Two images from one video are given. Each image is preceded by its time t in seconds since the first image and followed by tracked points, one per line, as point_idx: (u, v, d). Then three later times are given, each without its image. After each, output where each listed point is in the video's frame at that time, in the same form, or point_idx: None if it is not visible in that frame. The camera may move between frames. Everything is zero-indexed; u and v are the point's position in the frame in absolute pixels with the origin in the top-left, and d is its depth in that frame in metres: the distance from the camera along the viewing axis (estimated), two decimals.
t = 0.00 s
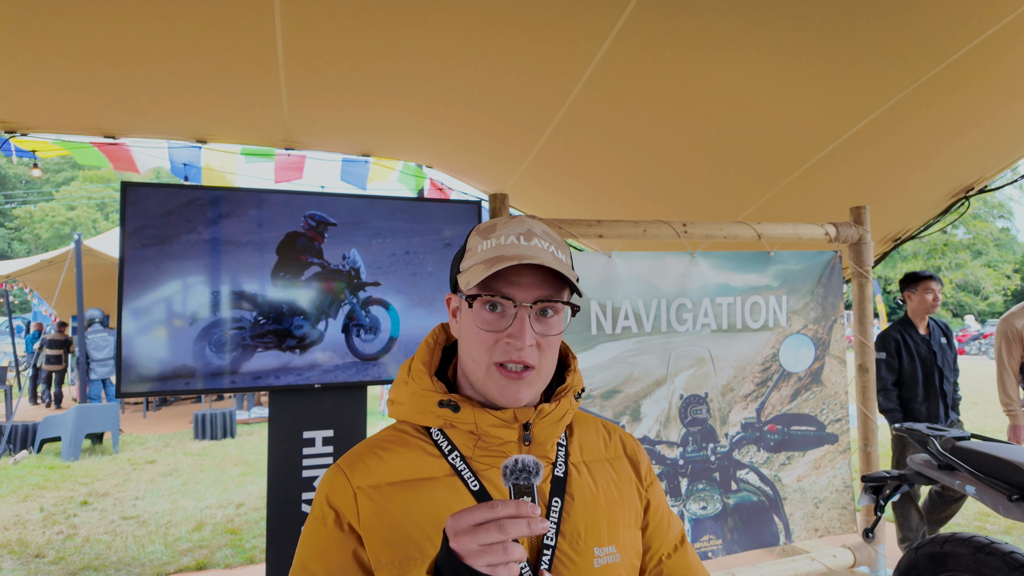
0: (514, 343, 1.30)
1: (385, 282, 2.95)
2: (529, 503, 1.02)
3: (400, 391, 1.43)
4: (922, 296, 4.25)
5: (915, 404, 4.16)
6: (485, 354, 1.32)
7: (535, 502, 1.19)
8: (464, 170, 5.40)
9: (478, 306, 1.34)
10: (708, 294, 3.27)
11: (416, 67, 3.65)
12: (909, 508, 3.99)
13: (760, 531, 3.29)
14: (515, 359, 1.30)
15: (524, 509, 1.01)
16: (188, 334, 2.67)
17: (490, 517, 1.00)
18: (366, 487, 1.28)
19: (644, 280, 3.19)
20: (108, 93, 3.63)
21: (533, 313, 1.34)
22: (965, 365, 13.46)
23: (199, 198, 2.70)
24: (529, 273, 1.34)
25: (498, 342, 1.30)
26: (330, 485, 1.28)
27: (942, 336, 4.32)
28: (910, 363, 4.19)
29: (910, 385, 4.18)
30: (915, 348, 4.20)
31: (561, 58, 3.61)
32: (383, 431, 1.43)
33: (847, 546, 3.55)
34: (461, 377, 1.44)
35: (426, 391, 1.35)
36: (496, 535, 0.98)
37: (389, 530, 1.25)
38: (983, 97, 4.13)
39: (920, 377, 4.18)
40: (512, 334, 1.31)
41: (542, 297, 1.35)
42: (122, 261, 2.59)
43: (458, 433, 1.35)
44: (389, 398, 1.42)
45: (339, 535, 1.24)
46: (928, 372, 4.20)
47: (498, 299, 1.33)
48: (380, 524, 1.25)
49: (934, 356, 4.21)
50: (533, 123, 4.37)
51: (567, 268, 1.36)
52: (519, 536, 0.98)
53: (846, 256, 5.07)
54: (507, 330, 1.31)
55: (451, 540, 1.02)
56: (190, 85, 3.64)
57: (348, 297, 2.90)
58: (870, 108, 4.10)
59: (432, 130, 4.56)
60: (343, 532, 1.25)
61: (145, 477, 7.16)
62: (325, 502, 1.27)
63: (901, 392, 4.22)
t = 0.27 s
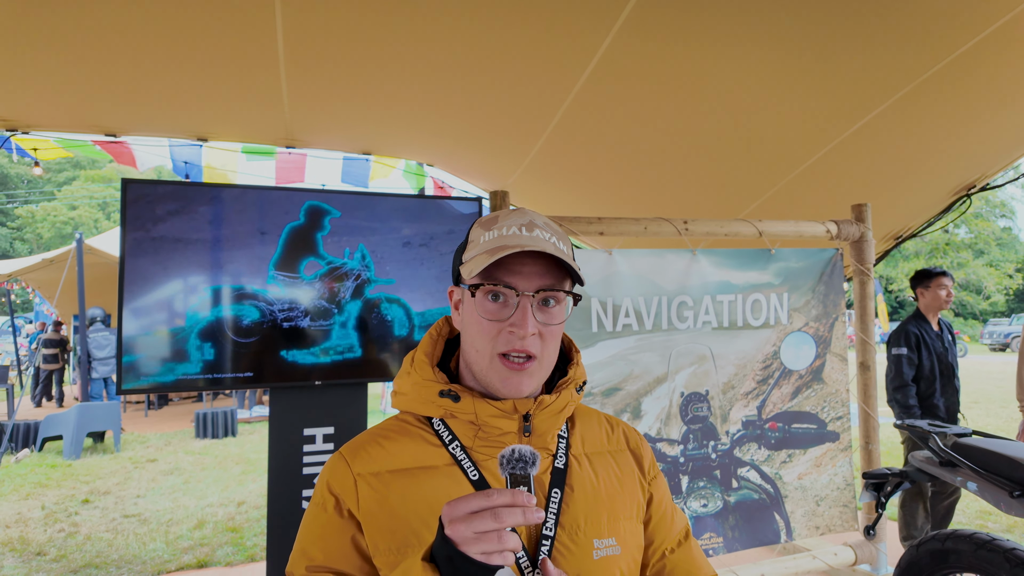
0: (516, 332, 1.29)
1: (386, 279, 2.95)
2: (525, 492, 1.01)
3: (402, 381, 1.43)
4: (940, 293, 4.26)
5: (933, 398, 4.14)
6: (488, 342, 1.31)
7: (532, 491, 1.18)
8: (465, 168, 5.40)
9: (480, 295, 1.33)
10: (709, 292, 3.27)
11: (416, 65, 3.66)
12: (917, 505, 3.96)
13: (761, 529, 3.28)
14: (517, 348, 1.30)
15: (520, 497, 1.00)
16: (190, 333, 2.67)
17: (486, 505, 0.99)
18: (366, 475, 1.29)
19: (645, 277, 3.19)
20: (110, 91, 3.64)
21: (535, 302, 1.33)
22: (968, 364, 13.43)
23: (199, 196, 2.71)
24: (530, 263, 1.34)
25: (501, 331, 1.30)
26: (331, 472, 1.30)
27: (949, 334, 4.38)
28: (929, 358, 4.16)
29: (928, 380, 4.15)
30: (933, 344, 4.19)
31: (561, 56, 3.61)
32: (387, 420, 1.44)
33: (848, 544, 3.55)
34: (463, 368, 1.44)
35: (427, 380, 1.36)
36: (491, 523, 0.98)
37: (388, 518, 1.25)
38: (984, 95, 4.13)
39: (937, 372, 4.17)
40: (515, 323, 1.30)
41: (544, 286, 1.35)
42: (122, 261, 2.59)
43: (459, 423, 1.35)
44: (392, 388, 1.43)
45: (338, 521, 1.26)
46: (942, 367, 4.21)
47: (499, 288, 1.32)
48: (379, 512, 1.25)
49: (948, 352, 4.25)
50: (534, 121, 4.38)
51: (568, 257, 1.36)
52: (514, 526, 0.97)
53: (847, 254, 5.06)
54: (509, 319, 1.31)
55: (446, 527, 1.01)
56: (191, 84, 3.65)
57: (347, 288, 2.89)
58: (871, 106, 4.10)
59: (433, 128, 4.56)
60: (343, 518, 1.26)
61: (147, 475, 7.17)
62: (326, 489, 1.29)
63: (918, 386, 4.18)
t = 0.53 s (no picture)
0: (528, 330, 1.29)
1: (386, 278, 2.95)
2: (541, 486, 1.03)
3: (397, 379, 1.43)
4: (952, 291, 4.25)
5: (942, 393, 4.13)
6: (497, 340, 1.30)
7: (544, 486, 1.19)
8: (465, 167, 5.40)
9: (489, 294, 1.32)
10: (709, 291, 3.26)
11: (416, 64, 3.66)
12: (922, 502, 3.91)
13: (761, 528, 3.28)
14: (528, 345, 1.30)
15: (536, 491, 1.01)
16: (191, 332, 2.67)
17: (504, 499, 1.00)
18: (366, 472, 1.28)
19: (645, 277, 3.18)
20: (110, 91, 3.64)
21: (543, 300, 1.34)
22: (970, 364, 13.40)
23: (199, 196, 2.71)
24: (538, 260, 1.34)
25: (512, 330, 1.30)
26: (329, 470, 1.28)
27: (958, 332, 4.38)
28: (940, 353, 4.15)
29: (938, 375, 4.14)
30: (944, 340, 4.19)
31: (561, 55, 3.61)
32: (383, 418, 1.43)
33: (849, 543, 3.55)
34: (462, 366, 1.43)
35: (427, 376, 1.36)
36: (510, 517, 0.98)
37: (390, 514, 1.24)
38: (984, 94, 4.12)
39: (947, 368, 4.16)
40: (527, 321, 1.30)
41: (551, 284, 1.35)
42: (122, 261, 2.59)
43: (458, 419, 1.34)
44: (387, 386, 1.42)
45: (338, 520, 1.25)
46: (952, 364, 4.20)
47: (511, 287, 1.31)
48: (380, 509, 1.24)
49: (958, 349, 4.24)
50: (534, 120, 4.38)
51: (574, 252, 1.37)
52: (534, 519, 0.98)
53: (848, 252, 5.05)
54: (521, 317, 1.30)
55: (464, 523, 1.01)
56: (191, 83, 3.66)
57: (346, 286, 2.90)
58: (871, 105, 4.09)
59: (433, 128, 4.56)
60: (342, 517, 1.25)
61: (148, 474, 7.18)
62: (324, 488, 1.27)
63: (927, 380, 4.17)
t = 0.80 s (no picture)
0: (568, 342, 1.20)
1: (385, 278, 2.94)
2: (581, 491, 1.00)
3: (387, 387, 1.22)
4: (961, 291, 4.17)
5: (944, 390, 4.13)
6: (534, 352, 1.18)
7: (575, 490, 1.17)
8: (465, 167, 5.39)
9: (528, 305, 1.18)
10: (709, 291, 3.26)
11: (416, 64, 3.65)
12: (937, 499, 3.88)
13: (761, 528, 3.27)
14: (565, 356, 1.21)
15: (581, 496, 0.99)
16: (191, 332, 2.67)
17: (556, 508, 0.95)
18: (376, 492, 1.06)
19: (645, 277, 3.18)
20: (110, 90, 3.63)
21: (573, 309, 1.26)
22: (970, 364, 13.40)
23: (200, 195, 2.71)
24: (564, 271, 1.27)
25: (551, 341, 1.19)
26: (331, 493, 1.04)
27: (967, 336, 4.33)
28: (943, 349, 4.15)
29: (940, 371, 4.14)
30: (949, 337, 4.19)
31: (562, 54, 3.59)
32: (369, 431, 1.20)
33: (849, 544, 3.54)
34: (468, 375, 1.25)
35: (432, 381, 1.17)
36: (567, 526, 0.94)
37: (418, 535, 1.06)
38: (987, 92, 4.10)
39: (951, 365, 4.15)
40: (568, 333, 1.20)
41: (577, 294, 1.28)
42: (122, 260, 2.59)
43: (464, 426, 1.19)
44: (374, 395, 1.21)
45: (351, 552, 1.01)
46: (956, 362, 4.19)
47: (556, 300, 1.19)
48: (401, 532, 1.05)
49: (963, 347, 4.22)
50: (534, 120, 4.37)
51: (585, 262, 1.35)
52: (585, 523, 0.96)
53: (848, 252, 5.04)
54: (561, 329, 1.20)
55: (519, 541, 0.94)
56: (191, 83, 3.65)
57: (346, 287, 2.90)
58: (873, 104, 4.08)
59: (433, 127, 4.54)
60: (355, 548, 1.01)
61: (148, 474, 7.18)
62: (332, 515, 1.03)
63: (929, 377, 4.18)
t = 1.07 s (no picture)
0: (574, 342, 1.22)
1: (383, 279, 2.94)
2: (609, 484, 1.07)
3: (386, 399, 1.08)
4: (972, 289, 4.19)
5: (955, 390, 4.13)
6: (546, 354, 1.19)
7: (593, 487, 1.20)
8: (465, 166, 5.39)
9: (544, 307, 1.17)
10: (709, 290, 3.25)
11: (415, 63, 3.65)
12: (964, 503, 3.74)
13: (761, 528, 3.26)
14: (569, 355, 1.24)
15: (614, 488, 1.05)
16: (192, 332, 2.66)
17: (606, 501, 1.00)
18: (413, 509, 0.96)
19: (645, 276, 3.17)
20: (108, 89, 3.63)
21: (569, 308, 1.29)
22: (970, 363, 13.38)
23: (200, 194, 2.70)
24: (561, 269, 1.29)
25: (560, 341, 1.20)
26: (367, 518, 0.92)
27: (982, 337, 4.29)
28: (954, 348, 4.15)
29: (951, 372, 4.14)
30: (962, 338, 4.18)
31: (561, 52, 3.58)
32: (369, 447, 1.07)
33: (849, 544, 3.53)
34: (471, 379, 1.20)
35: (446, 388, 1.07)
36: (620, 516, 0.99)
37: (460, 549, 0.99)
38: (988, 91, 4.09)
39: (963, 366, 4.15)
40: (573, 332, 1.22)
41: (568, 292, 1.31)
42: (121, 260, 2.59)
43: (472, 431, 1.14)
44: (374, 408, 1.08)
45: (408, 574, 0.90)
46: (969, 363, 4.18)
47: (566, 302, 1.21)
48: (448, 543, 0.97)
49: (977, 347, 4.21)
50: (534, 119, 4.36)
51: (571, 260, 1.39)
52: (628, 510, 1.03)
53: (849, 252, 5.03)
54: (568, 329, 1.21)
55: (588, 538, 0.95)
56: (190, 82, 3.65)
57: (345, 286, 2.89)
58: (874, 102, 4.06)
59: (433, 126, 4.54)
60: (411, 568, 0.91)
61: (148, 473, 7.18)
62: (376, 543, 0.90)
63: (941, 377, 4.17)
